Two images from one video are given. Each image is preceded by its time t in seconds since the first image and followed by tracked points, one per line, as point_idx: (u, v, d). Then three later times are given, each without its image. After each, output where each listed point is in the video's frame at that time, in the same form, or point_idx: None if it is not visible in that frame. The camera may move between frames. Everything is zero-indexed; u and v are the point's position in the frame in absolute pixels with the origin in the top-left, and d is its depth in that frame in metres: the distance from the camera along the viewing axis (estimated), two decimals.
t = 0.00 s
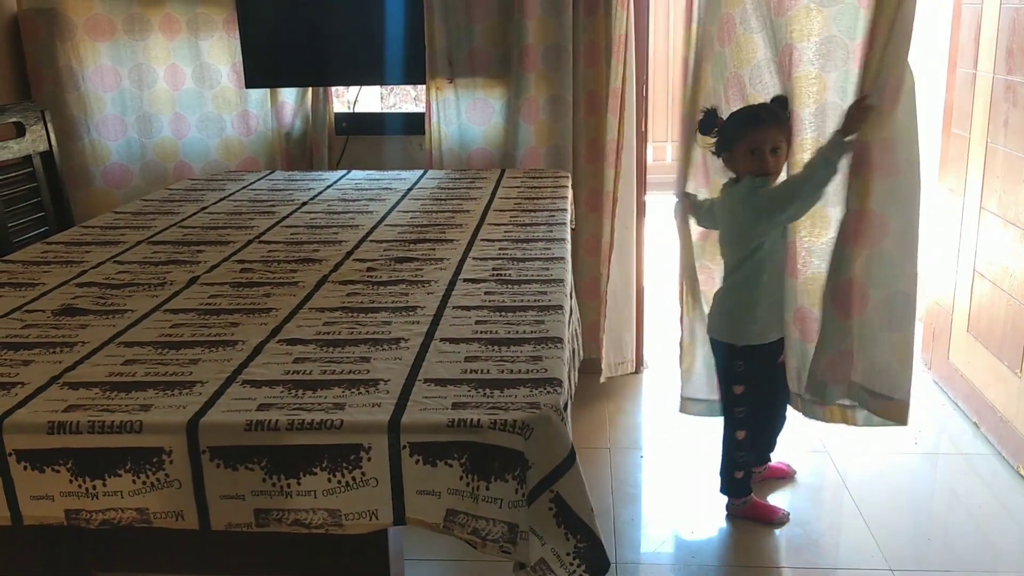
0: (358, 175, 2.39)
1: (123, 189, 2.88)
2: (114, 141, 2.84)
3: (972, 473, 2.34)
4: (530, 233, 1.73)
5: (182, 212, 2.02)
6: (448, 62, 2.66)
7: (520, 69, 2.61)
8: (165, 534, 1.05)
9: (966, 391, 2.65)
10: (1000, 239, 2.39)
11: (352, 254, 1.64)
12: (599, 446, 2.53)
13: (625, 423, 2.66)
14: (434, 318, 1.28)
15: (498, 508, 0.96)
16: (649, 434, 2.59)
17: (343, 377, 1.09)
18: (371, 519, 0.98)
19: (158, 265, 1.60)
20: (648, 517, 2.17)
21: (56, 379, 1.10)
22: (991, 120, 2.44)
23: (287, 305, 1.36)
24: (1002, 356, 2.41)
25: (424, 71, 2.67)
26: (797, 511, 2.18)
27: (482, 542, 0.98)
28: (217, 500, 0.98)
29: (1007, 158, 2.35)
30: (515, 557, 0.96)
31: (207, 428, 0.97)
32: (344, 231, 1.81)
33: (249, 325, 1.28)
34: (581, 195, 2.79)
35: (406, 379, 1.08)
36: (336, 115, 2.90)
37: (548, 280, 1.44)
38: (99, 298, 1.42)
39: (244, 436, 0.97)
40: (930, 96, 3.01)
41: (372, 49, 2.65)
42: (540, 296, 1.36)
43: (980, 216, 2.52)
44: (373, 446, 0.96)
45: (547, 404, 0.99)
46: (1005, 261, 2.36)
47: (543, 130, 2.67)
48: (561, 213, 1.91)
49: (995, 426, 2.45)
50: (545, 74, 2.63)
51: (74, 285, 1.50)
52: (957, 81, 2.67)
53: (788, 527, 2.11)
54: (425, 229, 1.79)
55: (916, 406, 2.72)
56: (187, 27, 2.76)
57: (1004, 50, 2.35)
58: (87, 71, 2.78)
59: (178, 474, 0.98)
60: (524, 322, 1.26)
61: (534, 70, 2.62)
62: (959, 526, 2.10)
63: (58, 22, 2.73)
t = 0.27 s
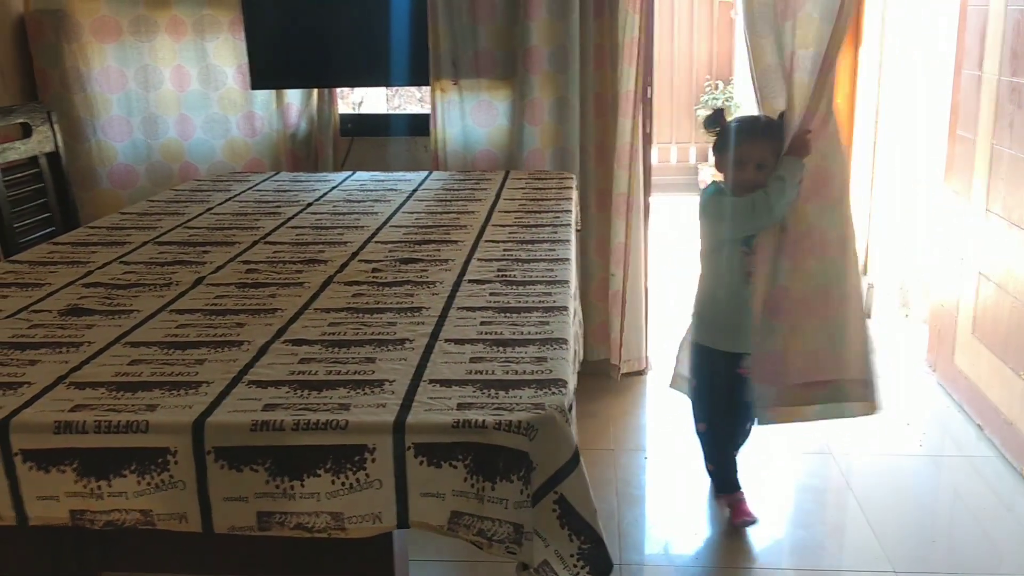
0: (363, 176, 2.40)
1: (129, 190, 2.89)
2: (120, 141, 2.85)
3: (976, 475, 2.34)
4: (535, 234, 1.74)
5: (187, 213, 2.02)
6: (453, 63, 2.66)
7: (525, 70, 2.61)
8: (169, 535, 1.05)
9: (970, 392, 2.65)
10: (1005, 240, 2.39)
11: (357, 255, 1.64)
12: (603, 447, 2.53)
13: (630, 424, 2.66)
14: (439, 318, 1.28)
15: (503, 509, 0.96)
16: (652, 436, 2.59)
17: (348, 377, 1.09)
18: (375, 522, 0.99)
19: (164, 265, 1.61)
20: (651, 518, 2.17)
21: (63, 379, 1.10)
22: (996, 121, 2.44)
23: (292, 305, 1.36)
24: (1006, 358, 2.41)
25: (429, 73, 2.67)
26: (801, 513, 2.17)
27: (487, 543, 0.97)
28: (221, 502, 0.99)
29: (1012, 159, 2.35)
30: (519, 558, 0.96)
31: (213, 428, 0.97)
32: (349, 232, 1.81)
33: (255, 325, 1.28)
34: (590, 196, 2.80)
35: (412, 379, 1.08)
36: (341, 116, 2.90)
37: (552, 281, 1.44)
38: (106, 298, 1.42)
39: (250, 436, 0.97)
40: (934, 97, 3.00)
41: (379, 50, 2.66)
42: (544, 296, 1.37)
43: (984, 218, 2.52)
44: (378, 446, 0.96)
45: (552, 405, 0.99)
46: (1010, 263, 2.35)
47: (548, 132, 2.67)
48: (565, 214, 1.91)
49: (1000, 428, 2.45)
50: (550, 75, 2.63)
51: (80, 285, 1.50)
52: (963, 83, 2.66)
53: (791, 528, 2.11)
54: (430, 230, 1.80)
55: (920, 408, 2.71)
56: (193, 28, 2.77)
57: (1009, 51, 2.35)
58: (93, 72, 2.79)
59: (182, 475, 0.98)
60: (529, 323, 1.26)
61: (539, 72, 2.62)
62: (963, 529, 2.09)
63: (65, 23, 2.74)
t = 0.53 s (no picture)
0: (364, 175, 2.40)
1: (130, 189, 2.89)
2: (121, 141, 2.86)
3: (977, 475, 2.33)
4: (537, 234, 1.74)
5: (189, 213, 2.02)
6: (454, 63, 2.67)
7: (525, 70, 2.61)
8: (169, 537, 1.05)
9: (971, 392, 2.65)
10: (1006, 240, 2.39)
11: (359, 254, 1.64)
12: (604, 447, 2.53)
13: (631, 424, 2.66)
14: (441, 318, 1.28)
15: (506, 508, 0.97)
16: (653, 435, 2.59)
17: (350, 377, 1.09)
18: (376, 524, 0.98)
19: (166, 265, 1.61)
20: (653, 518, 2.17)
21: (64, 379, 1.10)
22: (997, 121, 2.44)
23: (294, 305, 1.36)
24: (1006, 357, 2.41)
25: (430, 73, 2.67)
26: (802, 512, 2.17)
27: (490, 543, 0.98)
28: (222, 503, 0.99)
29: (1012, 159, 2.35)
30: (525, 557, 0.97)
31: (215, 428, 0.97)
32: (350, 231, 1.81)
33: (257, 325, 1.28)
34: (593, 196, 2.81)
35: (414, 379, 1.08)
36: (343, 116, 2.91)
37: (554, 281, 1.44)
38: (107, 298, 1.42)
39: (252, 435, 0.97)
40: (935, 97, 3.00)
41: (381, 49, 2.66)
42: (546, 296, 1.37)
43: (985, 217, 2.52)
44: (380, 446, 0.96)
45: (554, 405, 0.99)
46: (1010, 262, 2.35)
47: (549, 132, 2.67)
48: (566, 214, 1.91)
49: (1000, 427, 2.45)
50: (551, 75, 2.63)
51: (82, 285, 1.50)
52: (964, 82, 2.66)
53: (791, 527, 2.11)
54: (431, 230, 1.80)
55: (921, 408, 2.71)
56: (195, 28, 2.77)
57: (1010, 51, 2.35)
58: (95, 72, 2.79)
59: (183, 475, 0.98)
60: (531, 322, 1.26)
61: (540, 71, 2.62)
62: (964, 529, 2.09)
63: (67, 23, 2.74)
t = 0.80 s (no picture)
0: (366, 175, 2.40)
1: (132, 189, 2.90)
2: (123, 141, 2.86)
3: (977, 475, 2.33)
4: (539, 234, 1.74)
5: (191, 212, 2.02)
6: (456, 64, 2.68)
7: (526, 70, 2.61)
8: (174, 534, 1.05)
9: (971, 392, 2.65)
10: (1006, 241, 2.39)
11: (361, 254, 1.64)
12: (605, 447, 2.53)
13: (632, 425, 2.66)
14: (443, 318, 1.28)
15: (508, 508, 0.97)
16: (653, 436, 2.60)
17: (352, 377, 1.09)
18: (379, 522, 0.99)
19: (168, 265, 1.61)
20: (654, 517, 2.17)
21: (67, 378, 1.11)
22: (997, 122, 2.44)
23: (296, 305, 1.36)
24: (1007, 358, 2.41)
25: (432, 73, 2.68)
26: (802, 512, 2.17)
27: (493, 542, 0.98)
28: (226, 501, 0.99)
29: (1013, 159, 2.35)
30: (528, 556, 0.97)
31: (218, 427, 0.97)
32: (352, 231, 1.81)
33: (259, 324, 1.28)
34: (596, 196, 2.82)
35: (416, 379, 1.08)
36: (344, 116, 2.91)
37: (556, 281, 1.44)
38: (109, 298, 1.42)
39: (255, 435, 0.97)
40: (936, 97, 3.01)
41: (382, 49, 2.65)
42: (548, 296, 1.37)
43: (985, 218, 2.52)
44: (383, 445, 0.97)
45: (556, 405, 0.99)
46: (1010, 263, 2.36)
47: (550, 132, 2.68)
48: (568, 214, 1.91)
49: (1000, 428, 2.45)
50: (552, 75, 2.63)
51: (84, 284, 1.50)
52: (965, 83, 2.66)
53: (791, 526, 2.12)
54: (433, 230, 1.80)
55: (922, 408, 2.71)
56: (196, 27, 2.77)
57: (1010, 52, 2.35)
58: (97, 72, 2.80)
59: (187, 473, 0.99)
60: (532, 322, 1.26)
61: (541, 71, 2.62)
62: (965, 529, 2.09)
63: (69, 23, 2.75)
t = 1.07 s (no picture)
0: (366, 175, 2.40)
1: (132, 189, 2.90)
2: (123, 140, 2.86)
3: (977, 476, 2.34)
4: (539, 234, 1.74)
5: (191, 212, 2.02)
6: (455, 63, 2.67)
7: (527, 70, 2.61)
8: (176, 533, 1.06)
9: (970, 392, 2.65)
10: (1006, 241, 2.39)
11: (361, 254, 1.64)
12: (605, 447, 2.53)
13: (632, 425, 2.66)
14: (444, 318, 1.29)
15: (508, 508, 0.96)
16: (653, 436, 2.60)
17: (353, 377, 1.09)
18: (380, 520, 0.99)
19: (168, 265, 1.61)
20: (653, 517, 2.18)
21: (68, 378, 1.11)
22: (997, 123, 2.44)
23: (297, 304, 1.36)
24: (1006, 358, 2.41)
25: (432, 73, 2.67)
26: (802, 513, 2.17)
27: (492, 542, 0.98)
28: (227, 500, 0.99)
29: (1012, 160, 2.35)
30: (525, 557, 0.97)
31: (218, 427, 0.97)
32: (352, 231, 1.81)
33: (259, 324, 1.28)
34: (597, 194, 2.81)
35: (417, 379, 1.08)
36: (344, 116, 2.91)
37: (556, 281, 1.44)
38: (110, 298, 1.42)
39: (255, 435, 0.97)
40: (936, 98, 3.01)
41: (383, 49, 2.66)
42: (548, 296, 1.37)
43: (985, 218, 2.52)
44: (383, 445, 0.97)
45: (557, 405, 1.00)
46: (1010, 264, 2.36)
47: (550, 132, 2.68)
48: (568, 215, 1.91)
49: (999, 428, 2.45)
50: (552, 75, 2.63)
51: (84, 284, 1.50)
52: (965, 84, 2.67)
53: (791, 526, 2.12)
54: (433, 230, 1.80)
55: (922, 409, 2.71)
56: (197, 27, 2.77)
57: (1010, 53, 2.35)
58: (97, 71, 2.80)
59: (188, 473, 0.99)
60: (533, 323, 1.26)
61: (541, 72, 2.62)
62: (965, 529, 2.09)
63: (69, 23, 2.75)
